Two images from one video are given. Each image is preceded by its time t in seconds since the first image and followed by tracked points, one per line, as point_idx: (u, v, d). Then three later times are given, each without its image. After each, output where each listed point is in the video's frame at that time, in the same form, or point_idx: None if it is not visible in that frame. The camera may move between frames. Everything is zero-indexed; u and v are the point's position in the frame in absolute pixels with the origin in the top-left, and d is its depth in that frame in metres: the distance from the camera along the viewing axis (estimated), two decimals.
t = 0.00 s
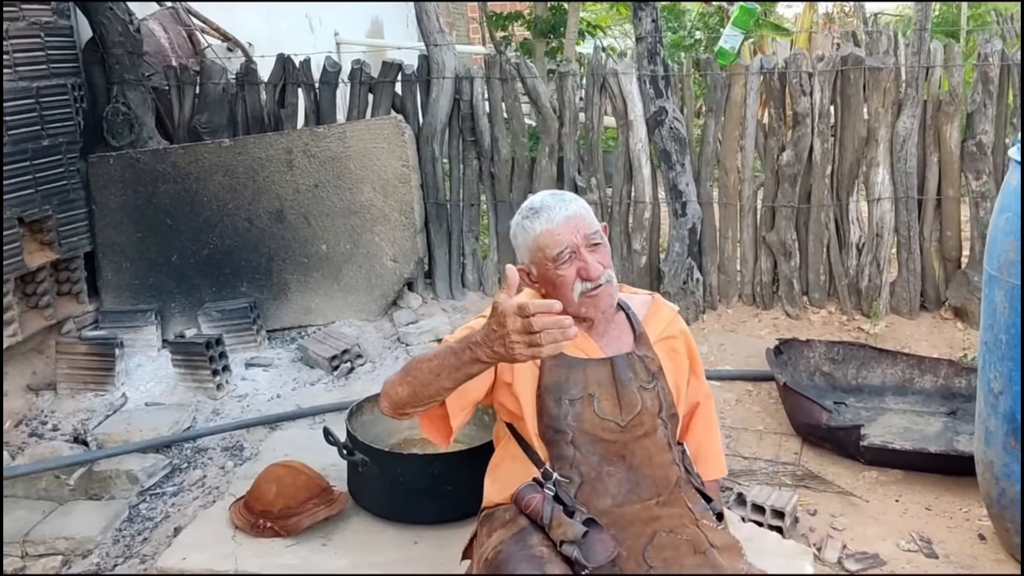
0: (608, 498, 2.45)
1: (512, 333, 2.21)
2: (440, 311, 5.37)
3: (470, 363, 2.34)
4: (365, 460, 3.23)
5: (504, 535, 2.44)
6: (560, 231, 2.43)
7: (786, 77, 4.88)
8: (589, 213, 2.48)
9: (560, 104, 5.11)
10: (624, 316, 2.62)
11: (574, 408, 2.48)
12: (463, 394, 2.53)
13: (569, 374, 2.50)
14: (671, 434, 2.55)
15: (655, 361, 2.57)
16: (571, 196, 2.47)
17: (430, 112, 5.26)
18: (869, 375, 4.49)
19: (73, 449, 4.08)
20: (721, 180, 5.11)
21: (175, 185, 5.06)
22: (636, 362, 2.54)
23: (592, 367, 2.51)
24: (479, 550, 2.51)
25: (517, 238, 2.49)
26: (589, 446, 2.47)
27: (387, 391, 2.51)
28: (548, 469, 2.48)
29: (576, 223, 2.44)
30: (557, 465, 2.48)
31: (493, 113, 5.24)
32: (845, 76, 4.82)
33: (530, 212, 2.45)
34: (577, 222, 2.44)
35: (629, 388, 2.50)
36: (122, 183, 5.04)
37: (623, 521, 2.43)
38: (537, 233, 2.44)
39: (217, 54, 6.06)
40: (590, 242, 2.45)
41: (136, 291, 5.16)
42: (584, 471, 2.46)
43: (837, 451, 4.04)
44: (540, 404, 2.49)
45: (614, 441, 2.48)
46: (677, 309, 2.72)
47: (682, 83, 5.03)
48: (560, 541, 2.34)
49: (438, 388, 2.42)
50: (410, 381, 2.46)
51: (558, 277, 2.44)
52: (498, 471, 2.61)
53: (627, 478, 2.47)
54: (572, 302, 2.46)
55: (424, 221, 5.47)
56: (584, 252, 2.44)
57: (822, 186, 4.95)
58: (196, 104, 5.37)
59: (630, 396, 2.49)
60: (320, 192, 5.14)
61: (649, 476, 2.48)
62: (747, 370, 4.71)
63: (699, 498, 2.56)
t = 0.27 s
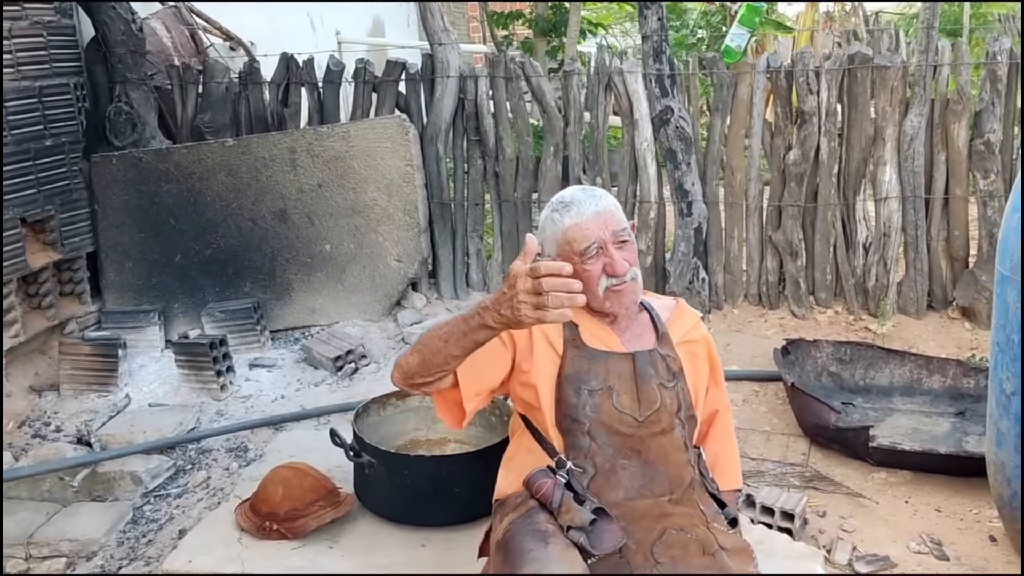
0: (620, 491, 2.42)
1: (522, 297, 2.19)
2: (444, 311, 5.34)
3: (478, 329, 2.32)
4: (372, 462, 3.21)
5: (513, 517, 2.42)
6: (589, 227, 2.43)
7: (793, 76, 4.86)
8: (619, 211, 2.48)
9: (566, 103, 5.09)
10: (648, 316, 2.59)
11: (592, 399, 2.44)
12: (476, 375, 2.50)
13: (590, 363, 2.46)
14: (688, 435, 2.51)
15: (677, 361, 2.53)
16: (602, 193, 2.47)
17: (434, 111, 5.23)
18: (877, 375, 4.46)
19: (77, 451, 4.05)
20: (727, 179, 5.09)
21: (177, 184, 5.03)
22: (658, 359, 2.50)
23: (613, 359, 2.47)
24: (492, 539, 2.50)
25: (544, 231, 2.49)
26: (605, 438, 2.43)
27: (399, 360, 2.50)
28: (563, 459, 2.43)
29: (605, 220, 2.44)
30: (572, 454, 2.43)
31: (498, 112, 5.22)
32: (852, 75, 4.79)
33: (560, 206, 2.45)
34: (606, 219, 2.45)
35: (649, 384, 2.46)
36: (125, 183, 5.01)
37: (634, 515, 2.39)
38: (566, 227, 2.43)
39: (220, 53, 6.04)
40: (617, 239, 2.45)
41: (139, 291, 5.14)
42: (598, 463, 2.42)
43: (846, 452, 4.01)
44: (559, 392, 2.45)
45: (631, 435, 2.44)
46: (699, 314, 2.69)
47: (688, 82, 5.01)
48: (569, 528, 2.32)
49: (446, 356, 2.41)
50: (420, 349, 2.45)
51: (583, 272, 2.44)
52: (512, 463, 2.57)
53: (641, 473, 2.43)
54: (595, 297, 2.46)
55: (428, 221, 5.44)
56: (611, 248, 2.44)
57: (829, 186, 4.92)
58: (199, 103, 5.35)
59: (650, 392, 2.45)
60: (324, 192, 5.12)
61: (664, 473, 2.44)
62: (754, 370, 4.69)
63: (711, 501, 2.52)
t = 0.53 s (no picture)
0: (618, 487, 2.45)
1: (511, 286, 2.21)
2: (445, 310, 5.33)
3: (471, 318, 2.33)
4: (374, 462, 3.20)
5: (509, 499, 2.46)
6: (592, 254, 2.35)
7: (794, 74, 4.85)
8: (631, 243, 2.36)
9: (566, 102, 5.08)
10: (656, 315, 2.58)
11: (595, 395, 2.44)
12: (477, 361, 2.49)
13: (594, 359, 2.46)
14: (692, 435, 2.50)
15: (684, 360, 2.51)
16: (618, 222, 2.34)
17: (433, 110, 5.22)
18: (879, 374, 4.45)
19: (77, 452, 4.04)
20: (727, 178, 5.07)
21: (176, 184, 5.02)
22: (663, 358, 2.48)
23: (617, 357, 2.47)
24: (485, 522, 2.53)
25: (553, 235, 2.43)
26: (605, 435, 2.45)
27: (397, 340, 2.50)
28: (564, 454, 2.46)
29: (612, 251, 2.34)
30: (572, 450, 2.46)
31: (498, 111, 5.21)
32: (853, 73, 4.79)
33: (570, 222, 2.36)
34: (611, 251, 2.35)
35: (653, 382, 2.45)
36: (124, 183, 5.00)
37: (631, 512, 2.43)
38: (569, 245, 2.36)
39: (218, 52, 6.02)
40: (619, 272, 2.37)
41: (138, 291, 5.12)
42: (598, 459, 2.45)
43: (848, 451, 4.01)
44: (562, 387, 2.46)
45: (632, 433, 2.45)
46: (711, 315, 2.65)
47: (689, 80, 4.99)
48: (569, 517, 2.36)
49: (438, 337, 2.40)
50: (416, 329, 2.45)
51: (578, 290, 2.41)
52: (514, 458, 2.60)
53: (640, 470, 2.46)
54: (586, 316, 2.44)
55: (428, 220, 5.43)
56: (610, 278, 2.37)
57: (830, 184, 4.91)
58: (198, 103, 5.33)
59: (653, 391, 2.45)
60: (324, 191, 5.10)
61: (663, 472, 2.46)
62: (755, 369, 4.68)
63: (713, 502, 2.51)
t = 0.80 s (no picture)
0: (610, 494, 2.44)
1: (493, 326, 2.26)
2: (446, 310, 5.33)
3: (460, 328, 2.39)
4: (378, 462, 3.19)
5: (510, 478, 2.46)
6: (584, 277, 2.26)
7: (796, 73, 4.84)
8: (625, 266, 2.27)
9: (568, 101, 5.07)
10: (655, 313, 2.52)
11: (590, 399, 2.42)
12: (476, 358, 2.54)
13: (590, 363, 2.44)
14: (690, 436, 2.47)
15: (683, 362, 2.47)
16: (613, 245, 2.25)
17: (435, 110, 5.21)
18: (882, 373, 4.45)
19: (79, 452, 4.03)
20: (729, 177, 5.07)
21: (177, 183, 5.01)
22: (662, 360, 2.44)
23: (614, 360, 2.45)
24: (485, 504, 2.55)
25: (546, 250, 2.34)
26: (599, 440, 2.43)
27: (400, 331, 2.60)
28: (557, 457, 2.46)
29: (604, 276, 2.26)
30: (566, 454, 2.45)
31: (499, 110, 5.21)
32: (855, 72, 4.79)
33: (562, 242, 2.27)
34: (604, 275, 2.26)
35: (650, 386, 2.42)
36: (125, 182, 4.99)
37: (622, 518, 2.44)
38: (560, 266, 2.27)
39: (219, 52, 6.02)
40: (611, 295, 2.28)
41: (140, 291, 5.11)
42: (591, 464, 2.44)
43: (852, 450, 4.01)
44: (559, 390, 2.45)
45: (626, 438, 2.43)
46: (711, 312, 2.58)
47: (691, 78, 4.99)
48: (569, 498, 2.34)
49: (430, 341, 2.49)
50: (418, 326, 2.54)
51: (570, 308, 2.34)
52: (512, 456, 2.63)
53: (634, 477, 2.44)
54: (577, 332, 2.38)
55: (430, 219, 5.42)
56: (602, 302, 2.29)
57: (832, 183, 4.91)
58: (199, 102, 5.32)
59: (650, 395, 2.42)
60: (325, 191, 5.09)
61: (657, 477, 2.45)
62: (758, 368, 4.68)
63: (709, 504, 2.50)
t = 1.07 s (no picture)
0: (620, 517, 2.46)
1: (494, 483, 1.82)
2: (451, 310, 5.33)
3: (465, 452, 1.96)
4: (385, 461, 3.21)
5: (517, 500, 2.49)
6: (587, 300, 2.24)
7: (800, 73, 4.84)
8: (630, 290, 2.24)
9: (573, 101, 5.07)
10: (663, 322, 2.49)
11: (600, 423, 2.40)
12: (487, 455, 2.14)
13: (597, 386, 2.40)
14: (702, 450, 2.46)
15: (695, 376, 2.43)
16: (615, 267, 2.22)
17: (439, 110, 5.21)
18: (887, 373, 4.45)
19: (85, 452, 4.03)
20: (734, 177, 5.07)
21: (182, 183, 5.01)
22: (673, 378, 2.41)
23: (623, 381, 2.40)
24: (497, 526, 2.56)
25: (550, 269, 2.32)
26: (609, 462, 2.43)
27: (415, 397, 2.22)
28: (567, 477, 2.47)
29: (607, 299, 2.23)
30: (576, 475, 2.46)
31: (504, 110, 5.21)
32: (860, 71, 4.79)
33: (566, 263, 2.25)
34: (607, 299, 2.23)
35: (661, 407, 2.39)
36: (130, 183, 4.99)
37: (634, 541, 2.45)
38: (563, 288, 2.25)
39: (223, 52, 6.02)
40: (616, 320, 2.25)
41: (144, 291, 5.11)
42: (601, 486, 2.45)
43: (857, 450, 4.01)
44: (567, 412, 2.43)
45: (637, 460, 2.42)
46: (721, 317, 2.55)
47: (696, 78, 4.99)
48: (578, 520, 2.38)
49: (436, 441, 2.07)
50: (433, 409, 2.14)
51: (574, 331, 2.32)
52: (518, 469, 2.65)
53: (645, 499, 2.45)
54: (581, 356, 2.35)
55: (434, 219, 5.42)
56: (606, 326, 2.27)
57: (837, 183, 4.91)
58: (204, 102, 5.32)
59: (661, 416, 2.40)
60: (330, 191, 5.10)
61: (668, 497, 2.45)
62: (763, 367, 4.68)
63: (722, 513, 2.51)
